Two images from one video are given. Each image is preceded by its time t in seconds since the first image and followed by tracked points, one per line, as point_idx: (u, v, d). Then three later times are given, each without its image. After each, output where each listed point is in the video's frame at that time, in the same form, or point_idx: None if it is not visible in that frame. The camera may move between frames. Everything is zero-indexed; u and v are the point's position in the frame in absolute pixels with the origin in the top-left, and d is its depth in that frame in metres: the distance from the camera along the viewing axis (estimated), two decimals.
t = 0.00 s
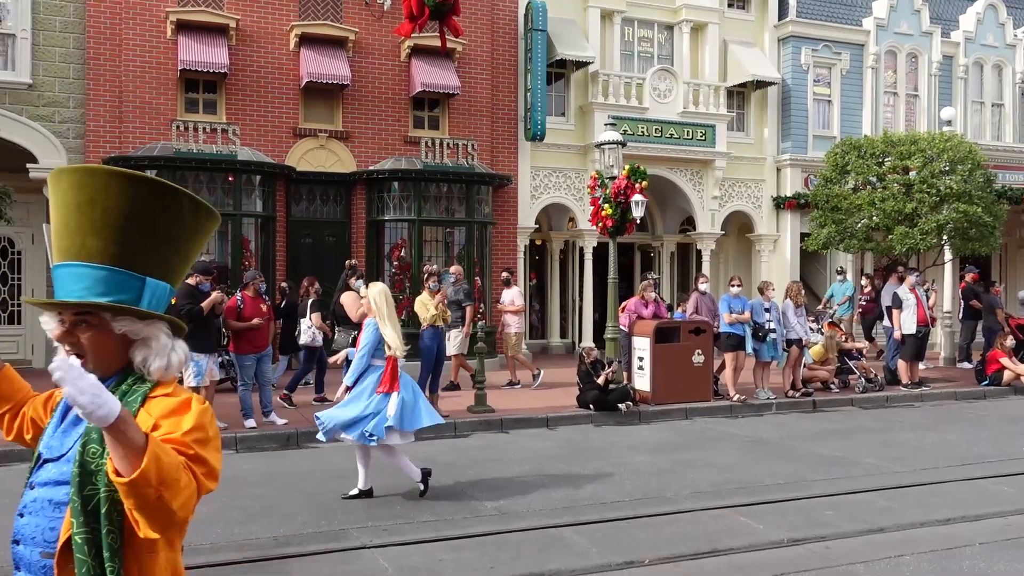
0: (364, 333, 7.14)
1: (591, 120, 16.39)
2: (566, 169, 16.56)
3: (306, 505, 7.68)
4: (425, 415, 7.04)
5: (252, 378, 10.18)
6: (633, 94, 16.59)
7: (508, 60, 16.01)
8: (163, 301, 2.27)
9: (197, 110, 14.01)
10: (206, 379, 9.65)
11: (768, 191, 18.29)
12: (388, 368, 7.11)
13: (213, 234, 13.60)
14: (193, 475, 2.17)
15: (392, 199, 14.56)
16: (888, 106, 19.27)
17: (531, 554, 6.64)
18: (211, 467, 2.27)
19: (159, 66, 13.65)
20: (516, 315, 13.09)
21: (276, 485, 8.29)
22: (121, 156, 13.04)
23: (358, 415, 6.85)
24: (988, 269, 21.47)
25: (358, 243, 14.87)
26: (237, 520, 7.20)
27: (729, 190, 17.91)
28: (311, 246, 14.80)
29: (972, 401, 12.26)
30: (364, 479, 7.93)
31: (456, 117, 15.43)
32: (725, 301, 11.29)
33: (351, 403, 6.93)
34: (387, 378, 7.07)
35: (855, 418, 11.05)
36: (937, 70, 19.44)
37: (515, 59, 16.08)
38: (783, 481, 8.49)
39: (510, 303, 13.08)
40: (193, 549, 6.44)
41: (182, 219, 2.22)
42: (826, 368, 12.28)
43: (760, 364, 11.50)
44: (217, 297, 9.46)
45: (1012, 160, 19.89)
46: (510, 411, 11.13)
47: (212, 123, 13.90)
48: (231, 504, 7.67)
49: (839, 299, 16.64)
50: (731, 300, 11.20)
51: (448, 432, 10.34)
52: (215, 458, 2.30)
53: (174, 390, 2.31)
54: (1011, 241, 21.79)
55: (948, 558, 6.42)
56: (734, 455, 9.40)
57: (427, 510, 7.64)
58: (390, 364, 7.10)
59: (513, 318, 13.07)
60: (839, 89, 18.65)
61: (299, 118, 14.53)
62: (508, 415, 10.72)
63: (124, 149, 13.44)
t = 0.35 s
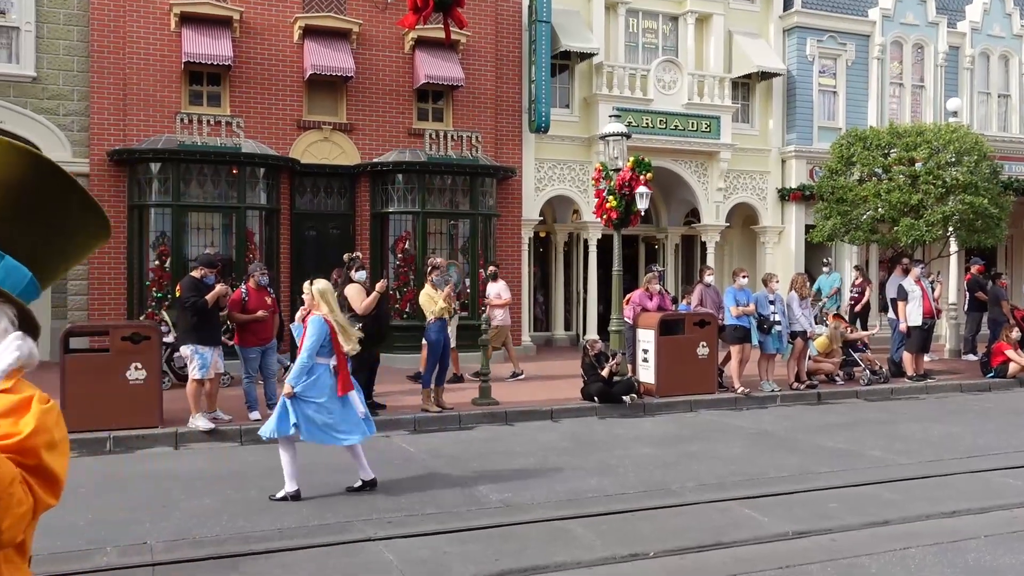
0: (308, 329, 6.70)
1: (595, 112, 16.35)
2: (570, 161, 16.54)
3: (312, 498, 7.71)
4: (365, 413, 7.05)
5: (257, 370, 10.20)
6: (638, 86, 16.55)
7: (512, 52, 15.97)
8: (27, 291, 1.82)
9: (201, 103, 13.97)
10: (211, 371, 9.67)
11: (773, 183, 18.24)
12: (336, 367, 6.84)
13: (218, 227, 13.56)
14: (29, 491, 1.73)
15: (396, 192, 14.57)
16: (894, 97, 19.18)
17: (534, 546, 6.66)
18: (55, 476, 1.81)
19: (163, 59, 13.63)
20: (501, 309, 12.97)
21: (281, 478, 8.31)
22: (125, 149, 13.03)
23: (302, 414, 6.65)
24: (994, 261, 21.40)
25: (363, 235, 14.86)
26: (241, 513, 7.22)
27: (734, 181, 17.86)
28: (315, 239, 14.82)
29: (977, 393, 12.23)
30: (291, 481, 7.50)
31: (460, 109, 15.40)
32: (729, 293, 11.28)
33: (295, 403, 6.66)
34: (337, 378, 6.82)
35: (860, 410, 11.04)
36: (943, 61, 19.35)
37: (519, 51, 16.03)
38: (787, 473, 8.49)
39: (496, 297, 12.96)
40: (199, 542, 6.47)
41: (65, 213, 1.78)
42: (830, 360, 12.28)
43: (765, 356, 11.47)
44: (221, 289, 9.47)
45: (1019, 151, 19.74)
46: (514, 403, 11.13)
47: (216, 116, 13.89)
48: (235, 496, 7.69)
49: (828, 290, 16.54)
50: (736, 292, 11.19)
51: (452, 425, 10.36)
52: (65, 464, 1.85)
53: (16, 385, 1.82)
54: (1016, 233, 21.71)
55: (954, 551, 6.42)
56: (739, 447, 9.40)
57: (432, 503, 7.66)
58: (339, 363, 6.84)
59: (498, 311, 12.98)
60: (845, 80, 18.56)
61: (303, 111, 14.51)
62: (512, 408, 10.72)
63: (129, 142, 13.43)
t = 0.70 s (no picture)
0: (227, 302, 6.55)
1: (587, 106, 16.36)
2: (562, 155, 16.54)
3: (307, 491, 7.73)
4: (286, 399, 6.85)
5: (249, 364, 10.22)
6: (630, 79, 16.56)
7: (505, 46, 15.95)
8: None
9: (192, 96, 13.93)
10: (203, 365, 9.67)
11: (764, 176, 18.28)
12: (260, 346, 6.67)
13: (210, 220, 13.55)
14: None
15: (388, 185, 14.53)
16: (885, 91, 19.23)
17: (527, 539, 6.70)
18: None
19: (154, 51, 13.56)
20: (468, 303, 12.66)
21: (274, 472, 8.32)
22: (116, 142, 12.98)
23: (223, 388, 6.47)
24: (983, 254, 21.51)
25: (355, 229, 14.83)
26: (235, 506, 7.24)
27: (726, 175, 17.89)
28: (307, 233, 14.69)
29: (966, 386, 12.32)
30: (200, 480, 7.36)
31: (452, 103, 15.37)
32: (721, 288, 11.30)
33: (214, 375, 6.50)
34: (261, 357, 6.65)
35: (850, 403, 11.11)
36: (934, 55, 19.41)
37: (512, 45, 16.01)
38: (777, 466, 8.55)
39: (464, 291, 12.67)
40: (192, 535, 6.49)
41: None
42: (821, 354, 12.35)
43: (756, 349, 11.52)
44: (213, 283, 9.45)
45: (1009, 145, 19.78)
46: (506, 397, 11.16)
47: (208, 109, 13.83)
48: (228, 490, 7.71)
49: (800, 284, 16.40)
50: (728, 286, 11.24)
51: (445, 418, 10.38)
52: None
53: None
54: (1006, 226, 21.81)
55: (942, 543, 6.48)
56: (731, 440, 9.45)
57: (425, 496, 7.69)
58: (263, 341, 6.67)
59: (464, 305, 12.82)
60: (836, 74, 18.60)
61: (295, 104, 14.47)
62: (505, 401, 10.75)
63: (119, 136, 13.36)
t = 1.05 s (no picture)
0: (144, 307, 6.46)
1: (553, 100, 16.37)
2: (527, 149, 16.54)
3: (270, 487, 7.65)
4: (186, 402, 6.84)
5: (210, 359, 10.09)
6: (595, 74, 16.59)
7: (470, 39, 15.89)
8: None
9: (152, 87, 13.70)
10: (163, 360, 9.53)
11: (728, 171, 18.44)
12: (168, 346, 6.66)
13: (171, 214, 13.29)
14: None
15: (352, 179, 14.41)
16: (846, 87, 19.48)
17: (491, 532, 6.69)
18: None
19: (112, 42, 13.31)
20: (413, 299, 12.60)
21: (236, 468, 8.22)
22: (73, 134, 12.73)
23: (138, 395, 6.38)
24: (941, 248, 21.90)
25: (318, 223, 14.70)
26: (195, 503, 7.13)
27: (689, 169, 18.01)
28: (270, 227, 14.59)
29: (924, 377, 12.53)
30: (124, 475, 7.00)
31: (417, 96, 15.27)
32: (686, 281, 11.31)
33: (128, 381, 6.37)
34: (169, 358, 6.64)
35: (812, 395, 11.25)
36: (893, 52, 19.70)
37: (477, 39, 15.96)
38: (740, 458, 8.62)
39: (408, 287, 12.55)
40: (151, 533, 6.39)
41: None
42: (783, 346, 12.47)
43: (719, 342, 11.60)
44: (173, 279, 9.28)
45: (967, 141, 20.12)
46: (472, 391, 11.13)
47: (168, 101, 13.62)
48: (189, 486, 7.59)
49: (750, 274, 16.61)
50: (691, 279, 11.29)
51: (410, 413, 10.32)
52: None
53: None
54: (963, 221, 22.21)
55: (900, 531, 6.58)
56: (694, 433, 9.52)
57: (389, 491, 7.65)
58: (172, 342, 6.67)
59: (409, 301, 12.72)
60: (798, 70, 18.80)
61: (258, 96, 14.30)
62: (470, 395, 10.73)
63: (77, 128, 13.09)
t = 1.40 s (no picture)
0: (74, 323, 6.29)
1: (516, 94, 16.35)
2: (491, 144, 16.52)
3: (230, 485, 7.54)
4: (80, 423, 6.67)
5: (169, 355, 9.92)
6: (558, 68, 16.59)
7: (433, 33, 15.81)
8: None
9: (108, 79, 13.43)
10: (121, 357, 9.34)
11: (689, 166, 18.58)
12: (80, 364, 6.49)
13: (128, 208, 13.07)
14: None
15: (313, 173, 14.26)
16: (806, 84, 19.71)
17: (455, 527, 6.66)
18: None
19: (66, 33, 13.00)
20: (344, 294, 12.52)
21: (195, 465, 8.09)
22: (26, 125, 12.43)
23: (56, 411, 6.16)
24: (898, 243, 22.27)
25: (280, 217, 14.54)
26: (154, 502, 7.01)
27: (652, 164, 18.11)
28: (230, 221, 14.39)
29: (882, 370, 12.74)
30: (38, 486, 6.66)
31: (379, 89, 15.14)
32: (651, 275, 11.35)
33: (48, 396, 6.13)
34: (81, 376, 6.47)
35: (773, 388, 11.38)
36: (851, 49, 19.98)
37: (440, 33, 15.89)
38: (702, 451, 8.68)
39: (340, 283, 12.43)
40: (106, 532, 6.26)
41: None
42: (745, 340, 12.58)
43: (682, 336, 11.66)
44: (131, 274, 9.10)
45: (922, 137, 20.45)
46: (436, 386, 11.08)
47: (124, 93, 13.35)
48: (147, 485, 7.46)
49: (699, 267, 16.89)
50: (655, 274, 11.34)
51: (373, 408, 10.25)
52: None
53: None
54: (919, 216, 22.61)
55: (859, 521, 6.67)
56: (657, 426, 9.57)
57: (352, 487, 7.58)
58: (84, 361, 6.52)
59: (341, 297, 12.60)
60: (759, 66, 18.97)
61: (217, 89, 14.08)
62: (433, 391, 10.68)
63: (30, 120, 12.78)
